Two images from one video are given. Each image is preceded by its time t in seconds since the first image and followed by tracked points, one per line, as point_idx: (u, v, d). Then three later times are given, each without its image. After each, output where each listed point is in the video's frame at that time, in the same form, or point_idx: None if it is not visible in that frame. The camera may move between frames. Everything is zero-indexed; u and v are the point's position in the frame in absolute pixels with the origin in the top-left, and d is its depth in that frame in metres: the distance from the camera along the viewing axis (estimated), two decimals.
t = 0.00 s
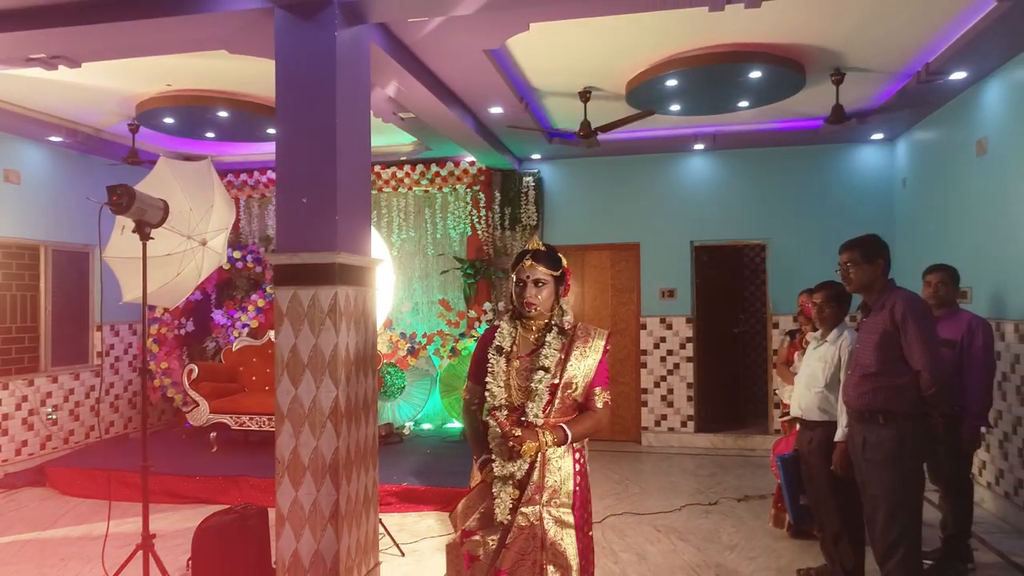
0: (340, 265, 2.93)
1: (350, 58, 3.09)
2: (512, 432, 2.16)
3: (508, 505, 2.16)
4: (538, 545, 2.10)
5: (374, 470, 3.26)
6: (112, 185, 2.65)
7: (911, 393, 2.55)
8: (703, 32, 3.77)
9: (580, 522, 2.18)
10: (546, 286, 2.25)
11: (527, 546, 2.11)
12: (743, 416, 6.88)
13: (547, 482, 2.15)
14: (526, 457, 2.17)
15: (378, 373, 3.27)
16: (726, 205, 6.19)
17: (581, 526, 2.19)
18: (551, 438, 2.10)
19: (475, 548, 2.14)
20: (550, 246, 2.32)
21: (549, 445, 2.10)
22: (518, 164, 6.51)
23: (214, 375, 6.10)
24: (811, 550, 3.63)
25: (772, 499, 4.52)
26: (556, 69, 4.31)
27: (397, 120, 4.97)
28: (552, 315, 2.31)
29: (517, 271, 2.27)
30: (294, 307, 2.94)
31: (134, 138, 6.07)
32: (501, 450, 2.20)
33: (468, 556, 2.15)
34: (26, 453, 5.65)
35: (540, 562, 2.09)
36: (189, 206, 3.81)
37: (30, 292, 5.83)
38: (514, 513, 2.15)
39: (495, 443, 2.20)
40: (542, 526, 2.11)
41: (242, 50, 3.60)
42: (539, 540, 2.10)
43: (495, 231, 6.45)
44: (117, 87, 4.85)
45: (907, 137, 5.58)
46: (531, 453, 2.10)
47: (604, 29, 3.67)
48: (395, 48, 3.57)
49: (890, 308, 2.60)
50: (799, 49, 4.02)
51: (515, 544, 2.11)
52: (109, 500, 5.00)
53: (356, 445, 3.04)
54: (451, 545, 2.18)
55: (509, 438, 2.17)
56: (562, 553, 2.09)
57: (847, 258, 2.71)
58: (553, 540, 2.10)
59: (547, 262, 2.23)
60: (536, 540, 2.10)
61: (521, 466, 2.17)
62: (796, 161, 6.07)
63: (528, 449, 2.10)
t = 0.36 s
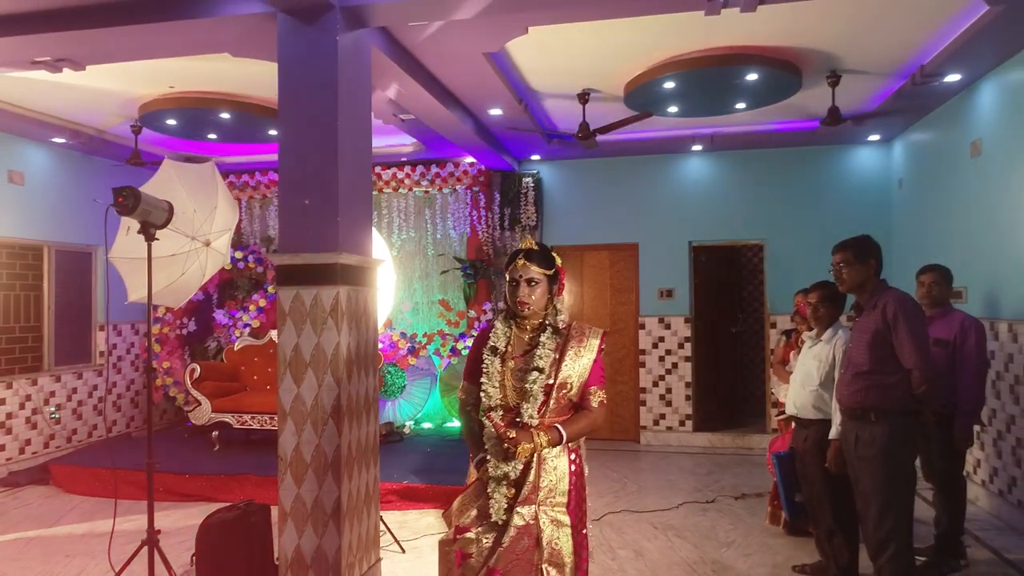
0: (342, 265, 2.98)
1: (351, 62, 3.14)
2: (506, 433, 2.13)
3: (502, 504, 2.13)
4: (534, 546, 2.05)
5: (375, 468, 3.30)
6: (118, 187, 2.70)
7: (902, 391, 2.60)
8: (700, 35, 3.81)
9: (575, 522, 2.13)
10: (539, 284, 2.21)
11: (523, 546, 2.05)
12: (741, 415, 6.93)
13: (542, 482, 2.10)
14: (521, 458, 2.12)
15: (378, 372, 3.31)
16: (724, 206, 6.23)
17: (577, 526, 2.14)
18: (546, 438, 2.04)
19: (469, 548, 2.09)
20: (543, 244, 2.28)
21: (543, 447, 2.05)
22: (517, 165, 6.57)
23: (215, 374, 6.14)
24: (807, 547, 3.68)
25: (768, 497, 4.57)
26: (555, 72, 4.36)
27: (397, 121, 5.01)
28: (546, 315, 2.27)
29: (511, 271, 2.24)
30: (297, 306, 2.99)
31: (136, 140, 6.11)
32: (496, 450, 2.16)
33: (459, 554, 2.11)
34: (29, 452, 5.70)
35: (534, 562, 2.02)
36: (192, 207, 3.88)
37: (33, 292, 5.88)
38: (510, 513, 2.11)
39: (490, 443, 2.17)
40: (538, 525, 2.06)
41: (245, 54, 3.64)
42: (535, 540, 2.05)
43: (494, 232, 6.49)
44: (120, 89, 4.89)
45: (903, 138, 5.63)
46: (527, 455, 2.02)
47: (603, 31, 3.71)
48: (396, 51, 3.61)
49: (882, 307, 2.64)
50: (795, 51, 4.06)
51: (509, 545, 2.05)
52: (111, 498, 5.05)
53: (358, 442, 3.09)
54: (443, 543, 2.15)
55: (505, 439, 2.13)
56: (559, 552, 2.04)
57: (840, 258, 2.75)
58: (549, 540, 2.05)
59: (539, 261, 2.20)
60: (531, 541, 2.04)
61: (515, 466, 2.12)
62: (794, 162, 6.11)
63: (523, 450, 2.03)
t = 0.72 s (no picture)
0: (346, 266, 3.05)
1: (355, 67, 3.21)
2: (489, 440, 2.12)
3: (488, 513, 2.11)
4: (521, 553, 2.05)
5: (378, 464, 3.38)
6: (129, 191, 2.78)
7: (890, 389, 2.67)
8: (696, 40, 3.89)
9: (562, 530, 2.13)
10: (519, 288, 2.21)
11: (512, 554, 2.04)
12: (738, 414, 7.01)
13: (526, 488, 2.09)
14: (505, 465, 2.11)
15: (381, 370, 3.39)
16: (722, 207, 6.31)
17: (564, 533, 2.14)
18: (529, 445, 2.02)
19: (457, 558, 2.10)
20: (522, 247, 2.27)
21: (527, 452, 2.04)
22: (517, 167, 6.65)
23: (219, 373, 6.22)
24: (801, 542, 3.75)
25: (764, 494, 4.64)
26: (554, 76, 4.43)
27: (399, 124, 5.08)
28: (527, 320, 2.28)
29: (489, 275, 2.24)
30: (302, 306, 3.07)
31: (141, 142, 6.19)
32: (480, 458, 2.14)
33: (450, 565, 2.12)
34: (36, 450, 5.79)
35: (522, 569, 2.03)
36: (199, 212, 3.94)
37: (40, 292, 5.96)
38: (495, 523, 2.10)
39: (473, 451, 2.15)
40: (523, 533, 2.06)
41: (250, 59, 3.72)
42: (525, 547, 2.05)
43: (495, 232, 6.57)
44: (126, 93, 4.97)
45: (898, 140, 5.70)
46: (510, 462, 1.99)
47: (600, 37, 3.78)
48: (398, 56, 3.69)
49: (870, 308, 2.72)
50: (789, 56, 4.14)
51: (495, 553, 2.04)
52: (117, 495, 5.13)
53: (362, 438, 3.18)
54: (435, 555, 2.15)
55: (487, 447, 2.11)
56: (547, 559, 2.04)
57: (830, 260, 2.83)
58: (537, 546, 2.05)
59: (518, 265, 2.19)
60: (516, 548, 2.04)
61: (499, 474, 2.11)
62: (791, 164, 6.19)
63: (507, 458, 1.98)
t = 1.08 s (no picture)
0: (353, 266, 3.11)
1: (361, 71, 3.27)
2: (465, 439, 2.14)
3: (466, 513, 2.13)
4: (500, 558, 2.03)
5: (385, 461, 3.44)
6: (141, 193, 2.84)
7: (888, 387, 2.71)
8: (697, 44, 3.93)
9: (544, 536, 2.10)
10: (495, 287, 2.23)
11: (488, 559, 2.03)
12: (740, 413, 7.05)
13: (505, 489, 2.09)
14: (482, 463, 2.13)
15: (387, 369, 3.44)
16: (724, 208, 6.35)
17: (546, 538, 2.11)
18: (508, 444, 1.99)
19: (440, 560, 2.13)
20: (498, 242, 2.29)
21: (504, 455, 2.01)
22: (521, 167, 6.71)
23: (225, 372, 6.28)
24: (801, 539, 3.80)
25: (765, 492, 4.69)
26: (557, 79, 4.48)
27: (404, 126, 5.14)
28: (506, 317, 2.30)
29: (465, 275, 2.25)
30: (310, 306, 3.12)
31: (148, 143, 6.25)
32: (457, 458, 2.17)
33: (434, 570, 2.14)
34: (45, 448, 5.86)
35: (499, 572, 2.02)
36: (210, 213, 4.01)
37: (48, 292, 6.03)
38: (472, 524, 2.11)
39: (451, 451, 2.18)
40: (501, 535, 2.05)
41: (257, 63, 3.77)
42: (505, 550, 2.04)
43: (499, 233, 6.63)
44: (134, 95, 5.03)
45: (899, 141, 5.74)
46: (488, 460, 1.96)
47: (602, 40, 3.83)
48: (404, 59, 3.74)
49: (868, 307, 2.78)
50: (789, 59, 4.18)
51: (473, 554, 2.05)
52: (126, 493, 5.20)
53: (370, 436, 3.24)
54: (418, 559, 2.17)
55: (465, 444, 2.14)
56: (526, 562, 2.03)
57: (829, 261, 2.88)
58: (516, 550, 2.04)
59: (492, 264, 2.20)
60: (495, 550, 2.04)
61: (476, 473, 2.13)
62: (792, 165, 6.23)
63: (484, 456, 1.96)
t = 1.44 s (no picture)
0: (366, 268, 3.19)
1: (373, 76, 3.35)
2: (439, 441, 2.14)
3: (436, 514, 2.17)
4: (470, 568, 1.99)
5: (396, 458, 3.51)
6: (160, 195, 2.92)
7: (888, 385, 2.77)
8: (701, 48, 4.00)
9: (511, 543, 2.05)
10: (473, 288, 2.16)
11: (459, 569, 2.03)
12: (744, 412, 7.10)
13: (476, 491, 2.06)
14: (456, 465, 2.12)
15: (398, 368, 3.51)
16: (728, 208, 6.41)
17: (515, 543, 2.07)
18: (480, 447, 1.95)
19: (421, 562, 2.16)
20: (476, 240, 2.22)
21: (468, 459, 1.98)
22: (527, 169, 6.77)
23: (235, 371, 6.36)
24: (805, 536, 3.86)
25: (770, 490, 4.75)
26: (563, 83, 4.55)
27: (412, 128, 5.21)
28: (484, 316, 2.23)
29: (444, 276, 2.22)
30: (323, 306, 3.19)
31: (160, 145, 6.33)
32: (433, 459, 2.18)
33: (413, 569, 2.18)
34: (58, 446, 5.95)
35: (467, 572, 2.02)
36: (225, 215, 4.15)
37: (61, 292, 6.13)
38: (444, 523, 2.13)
39: (428, 452, 2.20)
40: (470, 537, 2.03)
41: (270, 68, 3.85)
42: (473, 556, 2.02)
43: (505, 233, 6.70)
44: (147, 98, 5.12)
45: (902, 143, 5.79)
46: (460, 461, 1.96)
47: (608, 45, 3.90)
48: (414, 64, 3.81)
49: (869, 307, 2.84)
50: (793, 62, 4.24)
51: (442, 553, 2.07)
52: (139, 490, 5.29)
53: (381, 433, 3.31)
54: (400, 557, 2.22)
55: (439, 445, 2.15)
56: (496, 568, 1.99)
57: (830, 262, 2.94)
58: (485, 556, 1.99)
59: (468, 264, 2.14)
60: (461, 551, 2.05)
61: (449, 475, 2.13)
62: (796, 166, 6.28)
63: (457, 457, 1.96)
